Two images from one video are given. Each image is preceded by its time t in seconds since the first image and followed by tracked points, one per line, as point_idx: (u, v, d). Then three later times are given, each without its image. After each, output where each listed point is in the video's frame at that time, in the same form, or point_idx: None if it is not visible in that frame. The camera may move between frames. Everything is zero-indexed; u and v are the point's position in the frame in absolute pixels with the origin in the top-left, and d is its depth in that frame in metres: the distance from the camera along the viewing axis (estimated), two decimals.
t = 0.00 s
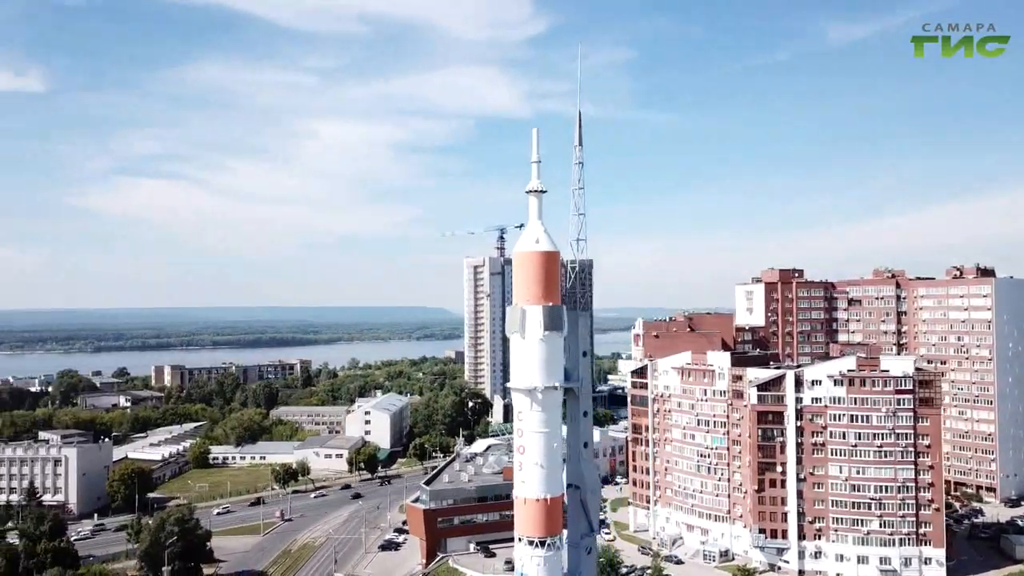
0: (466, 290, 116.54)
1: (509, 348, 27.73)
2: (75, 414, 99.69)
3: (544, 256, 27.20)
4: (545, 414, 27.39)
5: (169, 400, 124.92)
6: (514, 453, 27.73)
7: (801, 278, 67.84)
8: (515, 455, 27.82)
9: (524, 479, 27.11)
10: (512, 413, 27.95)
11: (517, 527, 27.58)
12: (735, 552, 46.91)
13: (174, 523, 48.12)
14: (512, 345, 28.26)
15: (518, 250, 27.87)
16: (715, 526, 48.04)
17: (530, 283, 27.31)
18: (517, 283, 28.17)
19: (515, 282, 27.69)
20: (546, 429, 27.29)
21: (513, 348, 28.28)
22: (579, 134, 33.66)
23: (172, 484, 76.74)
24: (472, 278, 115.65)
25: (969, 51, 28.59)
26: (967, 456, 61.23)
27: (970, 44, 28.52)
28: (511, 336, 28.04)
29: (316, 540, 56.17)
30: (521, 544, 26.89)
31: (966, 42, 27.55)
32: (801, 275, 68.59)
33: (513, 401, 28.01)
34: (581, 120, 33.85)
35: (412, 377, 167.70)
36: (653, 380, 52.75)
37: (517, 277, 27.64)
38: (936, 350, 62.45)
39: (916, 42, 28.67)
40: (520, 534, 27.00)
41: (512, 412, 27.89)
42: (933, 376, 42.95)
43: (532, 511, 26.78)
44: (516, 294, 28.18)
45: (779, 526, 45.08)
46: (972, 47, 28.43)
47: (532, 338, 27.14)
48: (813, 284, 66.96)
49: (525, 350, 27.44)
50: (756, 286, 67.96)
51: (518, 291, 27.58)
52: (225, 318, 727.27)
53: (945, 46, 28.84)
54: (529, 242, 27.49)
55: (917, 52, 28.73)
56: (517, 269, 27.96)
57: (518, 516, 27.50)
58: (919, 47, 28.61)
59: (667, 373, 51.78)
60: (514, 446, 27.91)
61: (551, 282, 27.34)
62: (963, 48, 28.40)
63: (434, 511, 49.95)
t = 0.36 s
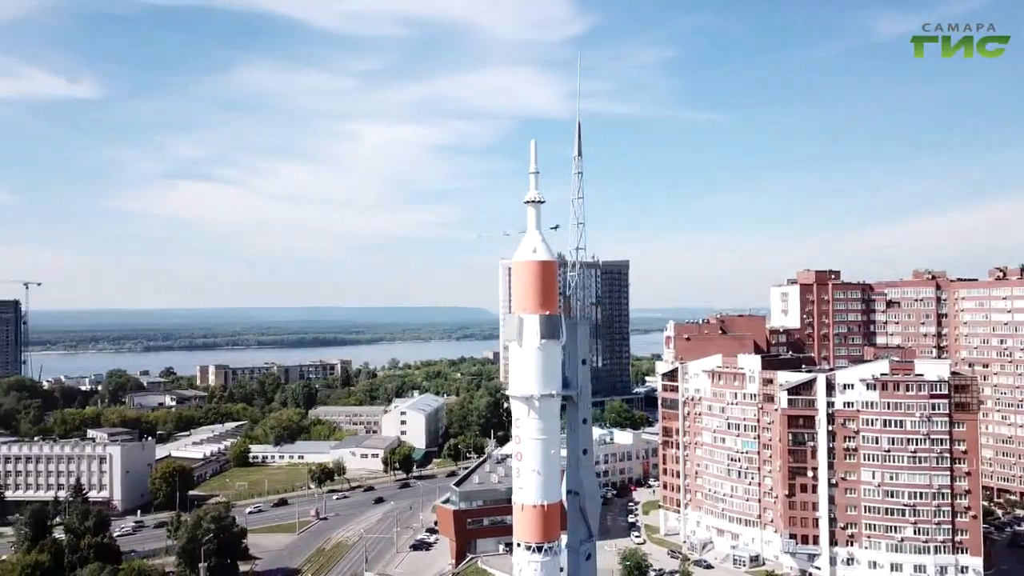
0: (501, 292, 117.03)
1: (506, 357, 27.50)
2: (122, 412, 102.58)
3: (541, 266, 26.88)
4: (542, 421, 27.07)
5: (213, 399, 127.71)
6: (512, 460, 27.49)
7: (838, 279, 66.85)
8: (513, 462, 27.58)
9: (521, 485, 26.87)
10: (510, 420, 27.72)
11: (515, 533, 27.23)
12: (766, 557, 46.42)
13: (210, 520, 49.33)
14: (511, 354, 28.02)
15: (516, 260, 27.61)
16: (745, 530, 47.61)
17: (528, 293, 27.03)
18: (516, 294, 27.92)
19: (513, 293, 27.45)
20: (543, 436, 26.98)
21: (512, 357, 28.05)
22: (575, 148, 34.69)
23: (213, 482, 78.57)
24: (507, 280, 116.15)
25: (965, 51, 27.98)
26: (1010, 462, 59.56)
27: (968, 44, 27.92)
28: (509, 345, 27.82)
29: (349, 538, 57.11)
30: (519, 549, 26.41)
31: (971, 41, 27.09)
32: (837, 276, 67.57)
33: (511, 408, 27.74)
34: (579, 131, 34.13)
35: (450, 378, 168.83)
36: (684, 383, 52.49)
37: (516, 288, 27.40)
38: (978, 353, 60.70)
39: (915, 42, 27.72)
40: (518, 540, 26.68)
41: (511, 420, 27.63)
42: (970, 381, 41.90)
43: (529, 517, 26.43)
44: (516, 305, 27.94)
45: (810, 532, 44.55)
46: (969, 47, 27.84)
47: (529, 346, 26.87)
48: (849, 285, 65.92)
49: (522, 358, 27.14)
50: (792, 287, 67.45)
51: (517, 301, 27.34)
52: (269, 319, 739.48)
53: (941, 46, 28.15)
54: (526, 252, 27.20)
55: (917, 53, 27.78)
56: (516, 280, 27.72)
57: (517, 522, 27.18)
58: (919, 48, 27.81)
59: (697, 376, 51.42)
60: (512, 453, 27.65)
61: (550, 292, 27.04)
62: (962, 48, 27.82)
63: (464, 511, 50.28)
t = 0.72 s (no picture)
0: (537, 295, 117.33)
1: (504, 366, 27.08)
2: (167, 412, 105.26)
3: (540, 275, 26.31)
4: (540, 428, 26.65)
5: (254, 399, 130.21)
6: (511, 466, 27.10)
7: (876, 281, 65.58)
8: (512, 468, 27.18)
9: (520, 491, 26.43)
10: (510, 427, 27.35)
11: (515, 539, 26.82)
12: (799, 564, 45.82)
13: (246, 519, 50.26)
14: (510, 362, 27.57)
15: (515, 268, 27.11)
16: (777, 536, 47.08)
17: (525, 302, 26.50)
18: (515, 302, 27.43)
19: (512, 301, 26.96)
20: (540, 443, 26.51)
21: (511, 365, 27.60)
22: (575, 155, 34.44)
23: (252, 481, 80.23)
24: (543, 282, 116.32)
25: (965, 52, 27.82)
26: None
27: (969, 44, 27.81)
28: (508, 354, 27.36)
29: (383, 538, 57.90)
30: (518, 554, 26.03)
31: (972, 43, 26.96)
32: (875, 278, 66.28)
33: (511, 416, 27.37)
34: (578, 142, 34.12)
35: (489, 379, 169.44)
36: (715, 387, 52.18)
37: (514, 296, 26.89)
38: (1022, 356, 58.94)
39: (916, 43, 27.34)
40: (517, 545, 26.27)
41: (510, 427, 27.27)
42: (1009, 386, 40.81)
43: (527, 522, 25.99)
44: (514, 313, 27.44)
45: (842, 538, 43.99)
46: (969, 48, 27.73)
47: (526, 354, 26.37)
48: (887, 287, 64.60)
49: (519, 366, 26.69)
50: (828, 288, 66.69)
51: (515, 310, 26.83)
52: (313, 319, 749.96)
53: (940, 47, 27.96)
54: (524, 261, 26.62)
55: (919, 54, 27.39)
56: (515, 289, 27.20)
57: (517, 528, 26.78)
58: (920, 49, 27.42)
59: (729, 379, 51.01)
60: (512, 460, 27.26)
61: (548, 302, 26.48)
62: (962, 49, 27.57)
63: (495, 513, 50.64)
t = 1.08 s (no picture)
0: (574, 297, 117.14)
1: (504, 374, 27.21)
2: (211, 411, 107.68)
3: (538, 284, 26.29)
4: (540, 436, 26.75)
5: (296, 399, 132.41)
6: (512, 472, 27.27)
7: (917, 282, 64.21)
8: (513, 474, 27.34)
9: (519, 497, 26.56)
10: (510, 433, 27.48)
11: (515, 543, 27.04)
12: (832, 571, 45.13)
13: (282, 518, 51.63)
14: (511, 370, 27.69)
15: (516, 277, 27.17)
16: (810, 542, 46.43)
17: (524, 311, 26.50)
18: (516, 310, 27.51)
19: (511, 310, 27.02)
20: (540, 450, 26.61)
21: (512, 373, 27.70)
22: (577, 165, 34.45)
23: (292, 480, 81.78)
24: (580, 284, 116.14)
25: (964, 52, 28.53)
26: None
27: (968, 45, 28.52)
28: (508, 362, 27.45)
29: (416, 538, 58.59)
30: (518, 559, 26.21)
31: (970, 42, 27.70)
32: (916, 279, 64.87)
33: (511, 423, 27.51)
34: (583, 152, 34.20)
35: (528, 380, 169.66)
36: (747, 391, 51.76)
37: (514, 305, 26.94)
38: None
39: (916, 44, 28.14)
40: (516, 550, 26.50)
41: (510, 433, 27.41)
42: None
43: (526, 528, 26.18)
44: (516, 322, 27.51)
45: (876, 545, 43.29)
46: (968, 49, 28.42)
47: (525, 362, 26.47)
48: (929, 289, 63.10)
49: (519, 374, 26.80)
50: (867, 291, 65.49)
51: (514, 318, 26.84)
52: (356, 320, 758.07)
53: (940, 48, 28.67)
54: (523, 270, 26.65)
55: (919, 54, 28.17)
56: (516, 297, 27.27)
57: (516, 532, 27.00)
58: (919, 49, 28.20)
59: (761, 383, 50.59)
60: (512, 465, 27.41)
61: (547, 310, 26.44)
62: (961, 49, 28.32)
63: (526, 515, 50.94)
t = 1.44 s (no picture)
0: (614, 299, 116.72)
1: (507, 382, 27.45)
2: (256, 412, 109.93)
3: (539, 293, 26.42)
4: (541, 443, 26.89)
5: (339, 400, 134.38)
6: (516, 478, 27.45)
7: (962, 284, 62.69)
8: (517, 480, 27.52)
9: (522, 502, 26.71)
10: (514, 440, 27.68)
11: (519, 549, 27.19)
12: None
13: (318, 518, 52.45)
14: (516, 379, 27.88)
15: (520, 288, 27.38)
16: (847, 549, 45.68)
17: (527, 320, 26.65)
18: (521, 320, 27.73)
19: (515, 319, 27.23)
20: (542, 456, 26.74)
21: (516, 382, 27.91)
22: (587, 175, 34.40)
23: (333, 479, 83.17)
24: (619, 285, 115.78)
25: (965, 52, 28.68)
26: None
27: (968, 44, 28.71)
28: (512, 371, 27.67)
29: (451, 539, 59.15)
30: (521, 564, 26.37)
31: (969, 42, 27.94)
32: (961, 281, 63.39)
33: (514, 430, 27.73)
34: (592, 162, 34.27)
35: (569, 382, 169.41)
36: (783, 395, 51.11)
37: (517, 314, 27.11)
38: None
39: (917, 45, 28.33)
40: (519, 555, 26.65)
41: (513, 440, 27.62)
42: None
43: (528, 533, 26.31)
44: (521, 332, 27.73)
45: (915, 554, 42.40)
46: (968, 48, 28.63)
47: (527, 370, 26.63)
48: (974, 291, 61.54)
49: (521, 382, 26.97)
50: (910, 294, 64.07)
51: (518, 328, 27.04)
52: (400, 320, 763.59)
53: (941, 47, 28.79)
54: (525, 280, 26.82)
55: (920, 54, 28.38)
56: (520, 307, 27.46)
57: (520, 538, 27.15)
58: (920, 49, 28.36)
59: (796, 388, 49.94)
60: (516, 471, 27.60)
61: (548, 320, 26.54)
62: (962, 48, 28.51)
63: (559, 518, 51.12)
